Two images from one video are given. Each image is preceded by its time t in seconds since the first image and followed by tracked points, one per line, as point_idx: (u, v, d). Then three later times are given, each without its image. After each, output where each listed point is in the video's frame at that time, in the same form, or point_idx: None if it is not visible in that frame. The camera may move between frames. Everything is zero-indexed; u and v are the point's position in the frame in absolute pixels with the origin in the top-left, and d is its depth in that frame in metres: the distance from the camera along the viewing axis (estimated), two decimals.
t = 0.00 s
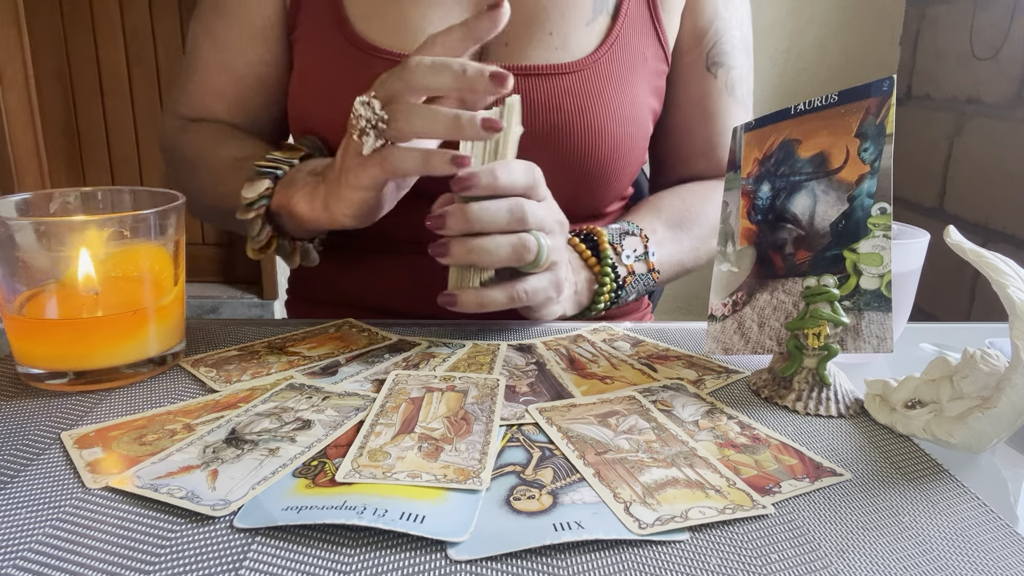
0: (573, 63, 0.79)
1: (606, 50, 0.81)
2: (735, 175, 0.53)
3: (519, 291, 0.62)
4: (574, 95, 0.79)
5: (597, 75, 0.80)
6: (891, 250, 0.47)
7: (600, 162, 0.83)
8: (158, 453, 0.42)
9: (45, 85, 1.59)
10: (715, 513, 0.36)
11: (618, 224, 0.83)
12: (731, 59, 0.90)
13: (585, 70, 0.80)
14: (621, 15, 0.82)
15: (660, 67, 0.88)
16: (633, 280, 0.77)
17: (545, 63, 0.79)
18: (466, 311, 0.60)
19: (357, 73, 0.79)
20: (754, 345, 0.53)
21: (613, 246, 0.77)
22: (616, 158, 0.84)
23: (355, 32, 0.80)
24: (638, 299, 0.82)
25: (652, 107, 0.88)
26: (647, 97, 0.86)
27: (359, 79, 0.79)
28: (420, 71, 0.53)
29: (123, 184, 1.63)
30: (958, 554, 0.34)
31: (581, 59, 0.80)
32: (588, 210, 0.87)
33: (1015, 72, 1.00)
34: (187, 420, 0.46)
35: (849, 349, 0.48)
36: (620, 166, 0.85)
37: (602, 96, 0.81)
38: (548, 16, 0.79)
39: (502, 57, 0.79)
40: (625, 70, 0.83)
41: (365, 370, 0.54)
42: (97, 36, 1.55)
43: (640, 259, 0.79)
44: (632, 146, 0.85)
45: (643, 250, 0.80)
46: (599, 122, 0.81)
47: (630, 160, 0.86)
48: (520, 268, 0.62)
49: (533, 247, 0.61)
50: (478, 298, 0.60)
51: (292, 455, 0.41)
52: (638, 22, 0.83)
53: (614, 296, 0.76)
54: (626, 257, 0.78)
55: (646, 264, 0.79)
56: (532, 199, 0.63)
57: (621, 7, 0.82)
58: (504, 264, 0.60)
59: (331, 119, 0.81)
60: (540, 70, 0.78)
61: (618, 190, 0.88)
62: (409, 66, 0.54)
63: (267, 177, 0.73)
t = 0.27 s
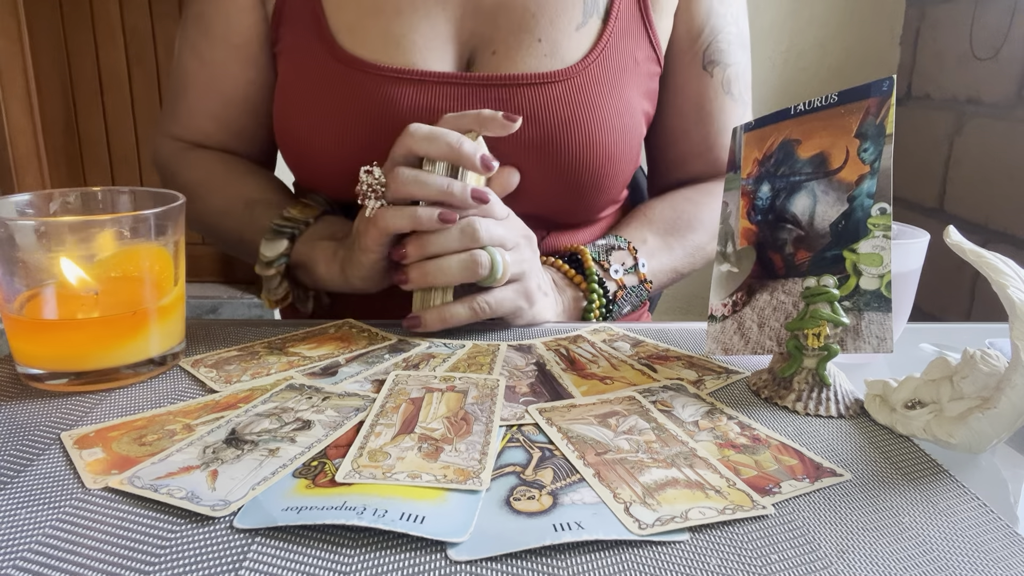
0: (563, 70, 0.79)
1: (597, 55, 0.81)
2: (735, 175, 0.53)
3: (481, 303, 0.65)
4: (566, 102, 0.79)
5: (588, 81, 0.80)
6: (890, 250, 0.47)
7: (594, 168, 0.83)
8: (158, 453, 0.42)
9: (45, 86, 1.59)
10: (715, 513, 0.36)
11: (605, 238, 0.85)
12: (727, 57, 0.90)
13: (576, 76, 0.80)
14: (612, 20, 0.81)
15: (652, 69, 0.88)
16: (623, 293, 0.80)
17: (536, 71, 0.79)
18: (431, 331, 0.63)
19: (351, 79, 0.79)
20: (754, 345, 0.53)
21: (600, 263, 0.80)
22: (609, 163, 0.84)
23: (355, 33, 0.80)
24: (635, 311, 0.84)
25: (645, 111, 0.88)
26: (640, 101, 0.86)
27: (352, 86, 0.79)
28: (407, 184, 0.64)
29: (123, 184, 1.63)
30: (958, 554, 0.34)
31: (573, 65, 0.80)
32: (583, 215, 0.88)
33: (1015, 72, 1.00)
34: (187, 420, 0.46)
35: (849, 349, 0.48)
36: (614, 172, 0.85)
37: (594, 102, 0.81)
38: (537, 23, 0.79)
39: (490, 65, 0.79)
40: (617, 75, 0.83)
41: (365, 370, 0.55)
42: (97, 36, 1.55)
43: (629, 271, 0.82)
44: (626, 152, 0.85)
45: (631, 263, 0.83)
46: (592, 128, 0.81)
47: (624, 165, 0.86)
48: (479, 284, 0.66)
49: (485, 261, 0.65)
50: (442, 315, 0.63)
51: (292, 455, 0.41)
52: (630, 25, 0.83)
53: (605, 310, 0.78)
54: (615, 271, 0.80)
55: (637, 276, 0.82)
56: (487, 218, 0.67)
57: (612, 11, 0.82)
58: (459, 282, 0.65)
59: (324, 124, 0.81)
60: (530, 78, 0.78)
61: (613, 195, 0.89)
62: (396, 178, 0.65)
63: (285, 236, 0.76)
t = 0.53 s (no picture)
0: (565, 75, 0.79)
1: (599, 59, 0.81)
2: (734, 175, 0.53)
3: (478, 307, 0.65)
4: (568, 107, 0.79)
5: (591, 85, 0.80)
6: (890, 250, 0.47)
7: (597, 173, 0.83)
8: (158, 453, 0.42)
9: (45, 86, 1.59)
10: (715, 513, 0.36)
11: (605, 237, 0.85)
12: (733, 51, 0.90)
13: (578, 81, 0.80)
14: (613, 22, 0.81)
15: (655, 71, 0.87)
16: (625, 292, 0.80)
17: (537, 76, 0.79)
18: (429, 335, 0.63)
19: (350, 86, 0.79)
20: (754, 345, 0.53)
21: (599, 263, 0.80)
22: (612, 168, 0.84)
23: (355, 33, 0.80)
24: (637, 310, 0.84)
25: (648, 113, 0.88)
26: (643, 103, 0.86)
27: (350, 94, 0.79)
28: (405, 191, 0.63)
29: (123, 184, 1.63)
30: (958, 554, 0.34)
31: (574, 70, 0.80)
32: (586, 220, 0.88)
33: (1014, 72, 1.00)
34: (187, 420, 0.46)
35: (849, 349, 0.48)
36: (617, 176, 0.86)
37: (596, 107, 0.81)
38: (537, 28, 0.79)
39: (489, 73, 0.79)
40: (619, 79, 0.83)
41: (365, 370, 0.55)
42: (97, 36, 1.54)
43: (629, 270, 0.82)
44: (628, 156, 0.86)
45: (632, 261, 0.83)
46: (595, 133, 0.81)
47: (627, 169, 0.86)
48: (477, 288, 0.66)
49: (482, 266, 0.65)
50: (439, 319, 0.63)
51: (292, 455, 0.41)
52: (631, 28, 0.83)
53: (607, 309, 0.78)
54: (615, 270, 0.81)
55: (638, 274, 0.82)
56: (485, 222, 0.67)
57: (613, 14, 0.82)
58: (455, 286, 0.65)
59: (325, 131, 0.81)
60: (531, 84, 0.78)
61: (616, 198, 0.89)
62: (395, 185, 0.64)
63: (286, 246, 0.76)
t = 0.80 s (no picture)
0: (559, 77, 0.79)
1: (594, 61, 0.80)
2: (734, 175, 0.53)
3: (476, 308, 0.65)
4: (564, 109, 0.79)
5: (587, 86, 0.80)
6: (890, 250, 0.47)
7: (594, 176, 0.83)
8: (158, 453, 0.42)
9: (45, 86, 1.59)
10: (715, 513, 0.36)
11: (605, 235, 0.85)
12: (733, 47, 0.90)
13: (573, 83, 0.79)
14: (608, 23, 0.81)
15: (651, 71, 0.87)
16: (625, 290, 0.80)
17: (531, 79, 0.79)
18: (427, 337, 0.63)
19: (345, 91, 0.79)
20: (754, 345, 0.53)
21: (598, 261, 0.81)
22: (609, 170, 0.84)
23: (355, 33, 0.80)
24: (638, 308, 0.85)
25: (645, 113, 0.88)
26: (640, 103, 0.86)
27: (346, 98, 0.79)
28: (399, 194, 0.63)
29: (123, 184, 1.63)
30: (958, 554, 0.34)
31: (569, 72, 0.80)
32: (585, 221, 0.88)
33: (1014, 72, 1.00)
34: (187, 420, 0.46)
35: (849, 349, 0.48)
36: (615, 177, 0.86)
37: (592, 108, 0.81)
38: (530, 30, 0.79)
39: (482, 76, 0.79)
40: (615, 80, 0.82)
41: (365, 370, 0.55)
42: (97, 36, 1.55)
43: (629, 268, 0.83)
44: (626, 157, 0.86)
45: (632, 259, 0.83)
46: (591, 135, 0.81)
47: (626, 169, 0.87)
48: (473, 289, 0.66)
49: (477, 268, 0.65)
50: (437, 321, 0.63)
51: (292, 455, 0.41)
52: (626, 29, 0.83)
53: (607, 308, 0.78)
54: (615, 268, 0.81)
55: (638, 272, 0.83)
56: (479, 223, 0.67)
57: (607, 15, 0.81)
58: (451, 289, 0.65)
59: (322, 133, 0.81)
60: (526, 87, 0.78)
61: (615, 199, 0.89)
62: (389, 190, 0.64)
63: (285, 249, 0.76)
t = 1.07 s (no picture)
0: (556, 72, 0.79)
1: (589, 55, 0.81)
2: (735, 175, 0.53)
3: (475, 308, 0.65)
4: (560, 104, 0.80)
5: (584, 81, 0.81)
6: (890, 250, 0.47)
7: (591, 171, 0.83)
8: (158, 453, 0.42)
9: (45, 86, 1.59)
10: (715, 513, 0.36)
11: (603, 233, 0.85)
12: (726, 44, 0.90)
13: (569, 77, 0.80)
14: (603, 19, 0.81)
15: (648, 66, 0.87)
16: (624, 289, 0.81)
17: (528, 74, 0.79)
18: (426, 337, 0.63)
19: (344, 87, 0.79)
20: (754, 345, 0.53)
21: (598, 260, 0.81)
22: (606, 165, 0.84)
23: (354, 34, 0.80)
24: (637, 307, 0.85)
25: (641, 108, 0.88)
26: (636, 99, 0.86)
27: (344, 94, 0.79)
28: (397, 194, 0.63)
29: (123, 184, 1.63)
30: (958, 554, 0.34)
31: (565, 67, 0.80)
32: (583, 217, 0.88)
33: (1015, 72, 1.00)
34: (187, 420, 0.46)
35: (850, 349, 0.48)
36: (612, 172, 0.86)
37: (588, 103, 0.81)
38: (527, 26, 0.79)
39: (481, 71, 0.79)
40: (611, 75, 0.83)
41: (365, 370, 0.55)
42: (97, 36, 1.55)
43: (628, 266, 0.83)
44: (623, 152, 0.86)
45: (631, 258, 0.83)
46: (588, 130, 0.81)
47: (624, 165, 0.87)
48: (473, 289, 0.66)
49: (475, 268, 0.65)
50: (436, 320, 0.63)
51: (292, 455, 0.41)
52: (622, 24, 0.83)
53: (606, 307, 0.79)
54: (615, 267, 0.81)
55: (637, 271, 0.83)
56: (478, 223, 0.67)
57: (602, 10, 0.82)
58: (450, 289, 0.65)
59: (320, 129, 0.81)
60: (522, 82, 0.78)
61: (612, 194, 0.89)
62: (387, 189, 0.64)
63: (284, 248, 0.76)
